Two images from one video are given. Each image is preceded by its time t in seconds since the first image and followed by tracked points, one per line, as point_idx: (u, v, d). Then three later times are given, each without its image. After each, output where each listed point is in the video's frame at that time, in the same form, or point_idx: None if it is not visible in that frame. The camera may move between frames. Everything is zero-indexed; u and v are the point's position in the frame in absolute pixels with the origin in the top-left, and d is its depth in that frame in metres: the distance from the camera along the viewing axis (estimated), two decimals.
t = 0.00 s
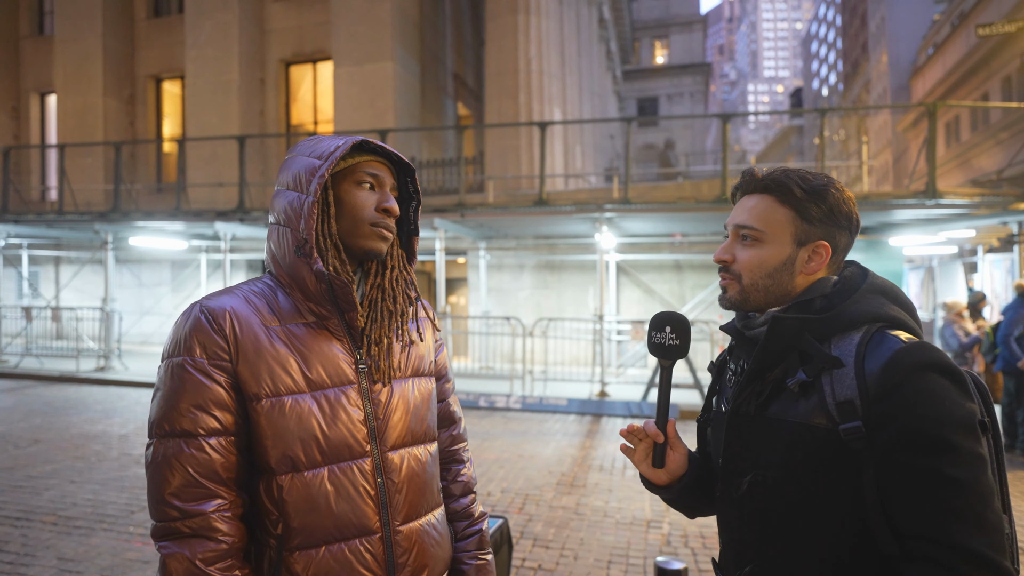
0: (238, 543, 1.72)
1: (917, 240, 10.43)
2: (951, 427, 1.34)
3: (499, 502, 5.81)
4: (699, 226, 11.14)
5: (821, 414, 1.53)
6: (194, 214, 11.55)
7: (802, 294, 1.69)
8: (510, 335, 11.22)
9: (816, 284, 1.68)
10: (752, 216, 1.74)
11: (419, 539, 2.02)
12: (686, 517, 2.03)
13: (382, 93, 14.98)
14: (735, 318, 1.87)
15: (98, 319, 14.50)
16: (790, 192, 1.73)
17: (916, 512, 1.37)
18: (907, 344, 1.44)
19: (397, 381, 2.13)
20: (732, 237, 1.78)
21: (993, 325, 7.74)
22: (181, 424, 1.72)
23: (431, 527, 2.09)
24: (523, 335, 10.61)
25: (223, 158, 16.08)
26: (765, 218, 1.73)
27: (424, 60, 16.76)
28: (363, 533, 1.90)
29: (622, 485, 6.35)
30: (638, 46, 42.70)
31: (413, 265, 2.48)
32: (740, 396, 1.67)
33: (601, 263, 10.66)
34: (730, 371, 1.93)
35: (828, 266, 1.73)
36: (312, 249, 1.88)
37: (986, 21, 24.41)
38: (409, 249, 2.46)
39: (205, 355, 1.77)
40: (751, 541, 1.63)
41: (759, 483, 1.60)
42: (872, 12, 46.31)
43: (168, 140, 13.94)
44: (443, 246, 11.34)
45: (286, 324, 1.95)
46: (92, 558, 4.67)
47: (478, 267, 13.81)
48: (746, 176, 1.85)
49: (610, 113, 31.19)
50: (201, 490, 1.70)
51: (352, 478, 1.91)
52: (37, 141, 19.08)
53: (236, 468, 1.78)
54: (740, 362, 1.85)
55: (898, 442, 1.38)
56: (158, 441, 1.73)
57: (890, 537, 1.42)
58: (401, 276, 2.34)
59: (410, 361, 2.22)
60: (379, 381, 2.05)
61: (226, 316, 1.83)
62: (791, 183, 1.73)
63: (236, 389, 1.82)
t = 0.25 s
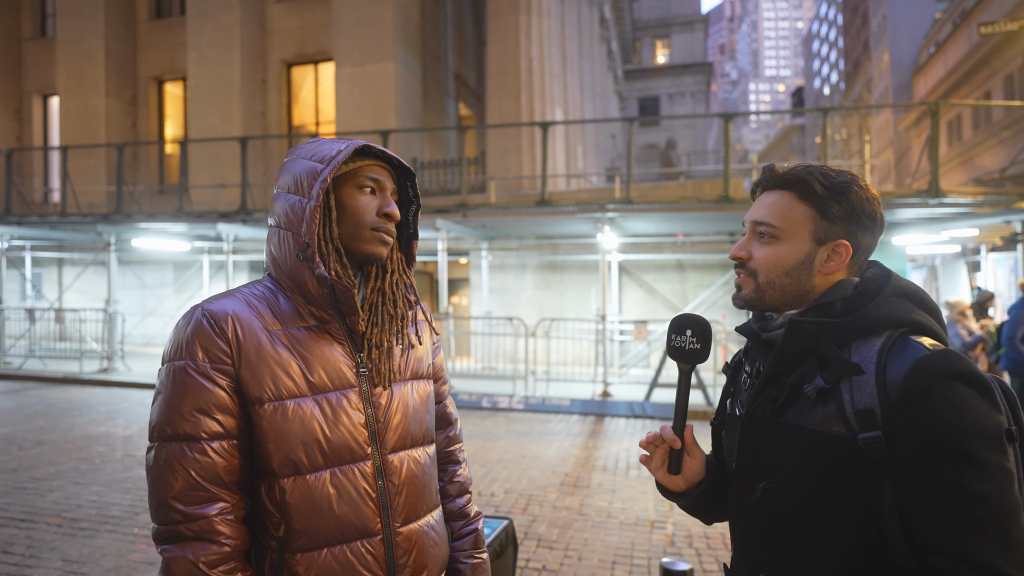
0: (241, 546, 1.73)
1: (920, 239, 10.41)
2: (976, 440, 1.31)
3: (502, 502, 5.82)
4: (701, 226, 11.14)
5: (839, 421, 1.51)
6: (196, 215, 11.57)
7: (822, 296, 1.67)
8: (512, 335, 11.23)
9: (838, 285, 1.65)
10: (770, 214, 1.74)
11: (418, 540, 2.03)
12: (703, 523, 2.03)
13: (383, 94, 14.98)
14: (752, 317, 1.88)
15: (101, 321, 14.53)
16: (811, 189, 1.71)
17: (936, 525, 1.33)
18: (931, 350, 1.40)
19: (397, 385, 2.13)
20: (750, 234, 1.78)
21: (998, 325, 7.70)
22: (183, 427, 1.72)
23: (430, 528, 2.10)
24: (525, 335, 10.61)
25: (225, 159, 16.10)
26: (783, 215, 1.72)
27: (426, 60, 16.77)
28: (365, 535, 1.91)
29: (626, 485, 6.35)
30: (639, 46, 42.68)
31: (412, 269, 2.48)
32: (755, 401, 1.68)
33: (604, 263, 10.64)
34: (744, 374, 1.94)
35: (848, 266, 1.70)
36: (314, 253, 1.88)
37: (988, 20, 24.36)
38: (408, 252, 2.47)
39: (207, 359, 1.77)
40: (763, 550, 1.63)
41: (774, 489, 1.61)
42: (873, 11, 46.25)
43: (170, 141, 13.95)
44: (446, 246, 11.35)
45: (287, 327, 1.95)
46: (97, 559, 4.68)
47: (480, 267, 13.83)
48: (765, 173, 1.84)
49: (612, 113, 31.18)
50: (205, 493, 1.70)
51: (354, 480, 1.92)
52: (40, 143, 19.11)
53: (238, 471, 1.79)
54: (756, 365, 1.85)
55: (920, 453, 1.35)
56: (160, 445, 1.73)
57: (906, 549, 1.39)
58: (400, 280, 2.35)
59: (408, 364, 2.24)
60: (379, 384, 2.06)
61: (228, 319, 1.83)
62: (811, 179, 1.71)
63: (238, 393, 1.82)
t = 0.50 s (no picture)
0: (242, 550, 1.74)
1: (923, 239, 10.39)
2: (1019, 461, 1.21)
3: (506, 504, 5.82)
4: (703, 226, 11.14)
5: (867, 434, 1.42)
6: (199, 218, 11.59)
7: (849, 301, 1.59)
8: (515, 337, 11.25)
9: (868, 289, 1.59)
10: (790, 214, 1.67)
11: (417, 543, 2.02)
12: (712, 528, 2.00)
13: (385, 95, 15.00)
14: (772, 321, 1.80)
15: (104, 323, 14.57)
16: (833, 185, 1.63)
17: (968, 549, 1.25)
18: (972, 364, 1.30)
19: (395, 389, 2.14)
20: (769, 235, 1.71)
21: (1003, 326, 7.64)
22: (183, 434, 1.73)
23: (428, 529, 2.10)
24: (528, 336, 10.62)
25: (227, 162, 16.13)
26: (804, 215, 1.64)
27: (427, 62, 16.78)
28: (365, 537, 1.92)
29: (629, 487, 6.35)
30: (641, 46, 42.67)
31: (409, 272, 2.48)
32: (776, 407, 1.58)
33: (606, 264, 10.62)
34: (762, 376, 1.88)
35: (876, 267, 1.62)
36: (311, 258, 1.88)
37: (990, 18, 24.31)
38: (405, 256, 2.47)
39: (206, 365, 1.78)
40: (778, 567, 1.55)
41: (792, 503, 1.53)
42: (875, 10, 46.18)
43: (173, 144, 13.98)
44: (448, 248, 11.36)
45: (285, 332, 1.96)
46: (101, 561, 4.69)
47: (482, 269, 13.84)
48: (786, 169, 1.77)
49: (613, 114, 31.19)
50: (206, 498, 1.71)
51: (352, 484, 1.93)
52: (43, 146, 19.16)
53: (238, 476, 1.79)
54: (775, 368, 1.76)
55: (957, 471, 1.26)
56: (161, 451, 1.74)
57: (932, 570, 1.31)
58: (398, 284, 2.34)
59: (406, 367, 2.24)
60: (377, 388, 2.06)
61: (226, 326, 1.83)
62: (834, 175, 1.64)
63: (237, 399, 1.83)
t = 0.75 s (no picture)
0: (242, 550, 1.74)
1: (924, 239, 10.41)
2: None
3: (508, 505, 5.81)
4: (705, 227, 11.12)
5: (889, 440, 1.34)
6: (201, 220, 11.60)
7: (877, 296, 1.49)
8: (517, 338, 11.25)
9: (896, 285, 1.48)
10: (814, 202, 1.58)
11: (416, 541, 2.01)
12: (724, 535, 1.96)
13: (386, 97, 15.02)
14: (794, 317, 1.72)
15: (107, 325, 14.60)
16: (862, 171, 1.54)
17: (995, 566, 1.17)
18: (1008, 364, 1.19)
19: (393, 388, 2.13)
20: (793, 224, 1.63)
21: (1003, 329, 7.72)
22: (181, 435, 1.73)
23: (428, 527, 2.09)
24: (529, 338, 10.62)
25: (229, 164, 16.15)
26: (830, 203, 1.56)
27: (428, 64, 16.80)
28: (363, 536, 1.91)
29: (632, 488, 6.34)
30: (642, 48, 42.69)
31: (408, 272, 2.48)
32: (793, 407, 1.55)
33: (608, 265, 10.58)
34: (782, 377, 1.84)
35: (906, 260, 1.54)
36: (304, 260, 1.89)
37: (992, 19, 24.28)
38: (403, 255, 2.46)
39: (202, 368, 1.78)
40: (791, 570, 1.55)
41: (805, 509, 1.49)
42: (876, 11, 46.13)
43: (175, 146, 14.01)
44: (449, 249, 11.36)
45: (282, 334, 1.95)
46: (104, 563, 4.69)
47: (484, 270, 13.84)
48: (810, 155, 1.70)
49: (615, 116, 31.19)
50: (205, 499, 1.71)
51: (350, 483, 1.92)
52: (46, 149, 19.23)
53: (237, 476, 1.79)
54: (794, 368, 1.72)
55: (983, 484, 1.18)
56: (160, 454, 1.74)
57: None
58: (395, 283, 2.34)
59: (405, 365, 2.24)
60: (375, 388, 2.05)
61: (223, 328, 1.83)
62: (863, 160, 1.55)
63: (234, 400, 1.83)
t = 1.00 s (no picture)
0: (243, 549, 1.74)
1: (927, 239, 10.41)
2: None
3: (510, 506, 5.81)
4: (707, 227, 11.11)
5: (911, 454, 1.29)
6: (203, 221, 11.63)
7: (896, 297, 1.44)
8: (519, 339, 11.26)
9: (925, 280, 1.43)
10: (824, 196, 1.56)
11: (418, 543, 2.00)
12: (752, 548, 1.92)
13: (388, 99, 15.04)
14: (812, 319, 1.70)
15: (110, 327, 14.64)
16: (873, 161, 1.51)
17: None
18: None
19: (395, 388, 2.13)
20: (803, 221, 1.61)
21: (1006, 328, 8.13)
22: (183, 435, 1.74)
23: (430, 528, 2.08)
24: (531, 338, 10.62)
25: (231, 165, 16.18)
26: (840, 196, 1.53)
27: (430, 65, 16.81)
28: (364, 536, 1.91)
29: (634, 489, 6.33)
30: (644, 48, 42.68)
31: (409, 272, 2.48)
32: (814, 414, 1.50)
33: (610, 266, 10.57)
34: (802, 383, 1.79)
35: (925, 253, 1.48)
36: (306, 260, 1.89)
37: (994, 18, 24.24)
38: (405, 255, 2.46)
39: (205, 368, 1.79)
40: None
41: (826, 526, 1.43)
42: (878, 11, 46.05)
43: (178, 148, 14.03)
44: (451, 250, 11.36)
45: (283, 334, 1.96)
46: (108, 564, 4.70)
47: (486, 271, 13.85)
48: (823, 149, 1.67)
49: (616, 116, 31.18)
50: (205, 498, 1.71)
51: (351, 483, 1.92)
52: (49, 151, 19.27)
53: (238, 475, 1.79)
54: (814, 374, 1.68)
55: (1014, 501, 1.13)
56: (163, 453, 1.75)
57: None
58: (397, 284, 2.34)
59: (407, 366, 2.23)
60: (376, 388, 2.05)
61: (225, 329, 1.84)
62: (873, 151, 1.52)
63: (236, 400, 1.83)
